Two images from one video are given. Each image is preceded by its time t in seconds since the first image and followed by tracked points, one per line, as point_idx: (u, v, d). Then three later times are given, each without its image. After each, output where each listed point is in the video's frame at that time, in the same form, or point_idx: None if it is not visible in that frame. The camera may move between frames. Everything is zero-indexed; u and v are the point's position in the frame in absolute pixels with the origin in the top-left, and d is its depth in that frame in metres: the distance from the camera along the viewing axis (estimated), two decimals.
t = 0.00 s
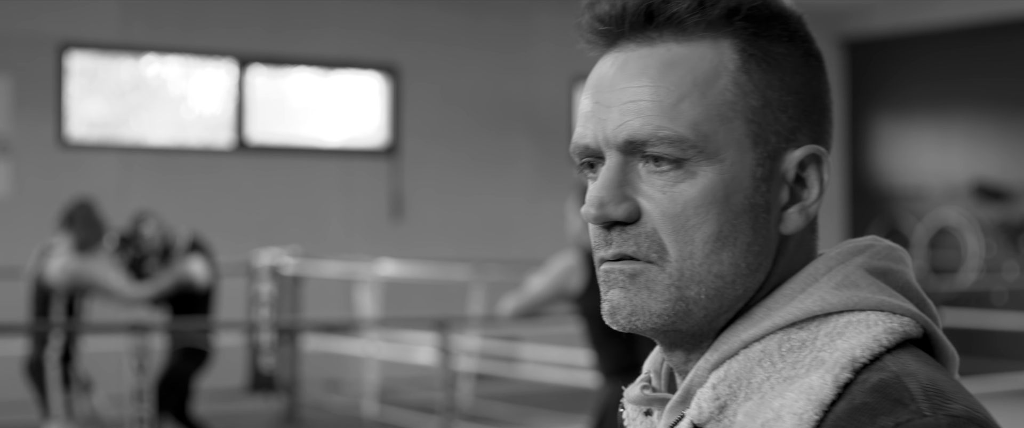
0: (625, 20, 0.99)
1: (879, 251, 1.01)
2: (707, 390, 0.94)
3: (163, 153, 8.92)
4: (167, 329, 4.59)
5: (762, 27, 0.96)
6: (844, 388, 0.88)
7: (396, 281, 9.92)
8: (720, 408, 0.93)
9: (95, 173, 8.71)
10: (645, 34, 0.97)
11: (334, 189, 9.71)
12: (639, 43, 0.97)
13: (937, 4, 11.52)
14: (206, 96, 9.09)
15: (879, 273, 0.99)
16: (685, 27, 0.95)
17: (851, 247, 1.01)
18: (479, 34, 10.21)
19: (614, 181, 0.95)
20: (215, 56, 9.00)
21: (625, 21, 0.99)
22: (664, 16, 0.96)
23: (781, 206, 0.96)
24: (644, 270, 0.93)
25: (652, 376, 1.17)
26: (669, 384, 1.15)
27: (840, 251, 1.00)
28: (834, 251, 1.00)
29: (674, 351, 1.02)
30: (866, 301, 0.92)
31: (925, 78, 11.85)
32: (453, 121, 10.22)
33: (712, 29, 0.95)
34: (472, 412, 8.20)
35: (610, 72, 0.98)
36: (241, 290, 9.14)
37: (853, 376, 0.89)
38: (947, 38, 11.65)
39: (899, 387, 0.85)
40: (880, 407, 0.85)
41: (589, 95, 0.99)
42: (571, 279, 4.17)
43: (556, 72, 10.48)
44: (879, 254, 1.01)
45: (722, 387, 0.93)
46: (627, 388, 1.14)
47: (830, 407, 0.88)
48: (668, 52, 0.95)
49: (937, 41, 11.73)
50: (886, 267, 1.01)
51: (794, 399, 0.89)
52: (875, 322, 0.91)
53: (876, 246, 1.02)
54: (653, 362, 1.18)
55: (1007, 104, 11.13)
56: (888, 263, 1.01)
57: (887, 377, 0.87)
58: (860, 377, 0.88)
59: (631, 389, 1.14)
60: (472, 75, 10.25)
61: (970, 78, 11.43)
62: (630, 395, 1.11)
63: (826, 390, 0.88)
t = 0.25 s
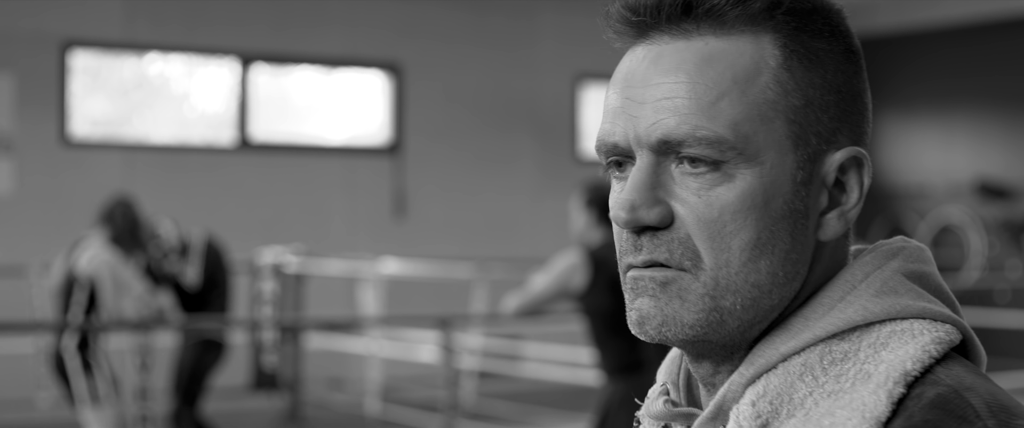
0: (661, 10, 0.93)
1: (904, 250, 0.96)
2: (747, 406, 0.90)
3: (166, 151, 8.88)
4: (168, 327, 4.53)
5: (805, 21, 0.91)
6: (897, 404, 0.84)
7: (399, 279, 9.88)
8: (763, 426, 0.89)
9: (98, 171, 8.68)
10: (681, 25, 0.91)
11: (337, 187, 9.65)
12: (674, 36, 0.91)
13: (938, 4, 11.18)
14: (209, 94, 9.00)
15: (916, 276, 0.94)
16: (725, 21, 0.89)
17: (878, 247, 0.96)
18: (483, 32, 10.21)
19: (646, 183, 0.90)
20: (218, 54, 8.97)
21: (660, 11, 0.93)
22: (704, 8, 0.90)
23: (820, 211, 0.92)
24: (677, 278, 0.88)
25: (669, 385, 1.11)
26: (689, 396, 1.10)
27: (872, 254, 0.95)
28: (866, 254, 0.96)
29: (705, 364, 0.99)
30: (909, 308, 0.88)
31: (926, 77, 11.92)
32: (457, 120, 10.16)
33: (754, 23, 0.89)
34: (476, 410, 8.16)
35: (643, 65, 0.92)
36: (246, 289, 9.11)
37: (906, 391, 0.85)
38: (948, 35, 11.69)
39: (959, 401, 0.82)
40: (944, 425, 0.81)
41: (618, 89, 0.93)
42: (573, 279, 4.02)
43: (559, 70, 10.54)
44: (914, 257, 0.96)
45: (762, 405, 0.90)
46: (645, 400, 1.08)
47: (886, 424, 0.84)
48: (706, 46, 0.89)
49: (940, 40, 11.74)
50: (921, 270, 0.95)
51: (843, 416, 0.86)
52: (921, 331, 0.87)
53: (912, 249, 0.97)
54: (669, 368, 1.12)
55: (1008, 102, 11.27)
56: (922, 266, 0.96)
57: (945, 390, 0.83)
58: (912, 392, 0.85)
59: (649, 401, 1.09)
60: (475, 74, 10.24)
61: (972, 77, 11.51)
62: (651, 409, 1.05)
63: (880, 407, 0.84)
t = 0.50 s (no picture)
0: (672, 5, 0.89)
1: (907, 250, 0.94)
2: (759, 415, 0.89)
3: (168, 149, 8.86)
4: (168, 325, 4.49)
5: (820, 18, 0.89)
6: (916, 409, 0.84)
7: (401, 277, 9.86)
8: None
9: (100, 169, 8.65)
10: (693, 21, 0.88)
11: (340, 185, 9.62)
12: (686, 32, 0.88)
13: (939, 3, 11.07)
14: (211, 92, 8.97)
15: (923, 275, 0.93)
16: (739, 18, 0.86)
17: (880, 246, 0.95)
18: (485, 30, 10.20)
19: (658, 185, 0.87)
20: (220, 53, 8.95)
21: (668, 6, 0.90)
22: (716, 5, 0.87)
23: (833, 214, 0.90)
24: (692, 283, 0.85)
25: (669, 392, 1.09)
26: (690, 403, 1.08)
27: (878, 255, 0.94)
28: (869, 255, 0.95)
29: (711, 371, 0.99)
30: (921, 309, 0.88)
31: (928, 76, 11.94)
32: (459, 118, 10.14)
33: (768, 20, 0.87)
34: (477, 408, 8.13)
35: (652, 61, 0.89)
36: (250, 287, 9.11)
37: (924, 396, 0.84)
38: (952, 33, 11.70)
39: (978, 405, 0.81)
40: None
41: (626, 87, 0.90)
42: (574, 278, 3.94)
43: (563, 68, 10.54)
44: (920, 254, 0.95)
45: (777, 414, 0.88)
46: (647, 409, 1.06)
47: None
48: (719, 42, 0.86)
49: (941, 39, 11.80)
50: (928, 268, 0.94)
51: (861, 423, 0.85)
52: (934, 332, 0.86)
53: (917, 245, 0.96)
54: (668, 375, 1.10)
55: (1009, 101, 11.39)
56: (925, 260, 0.94)
57: (964, 394, 0.82)
58: (930, 396, 0.84)
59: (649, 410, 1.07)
60: (477, 72, 10.22)
61: (973, 75, 11.58)
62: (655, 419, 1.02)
63: (899, 413, 0.83)
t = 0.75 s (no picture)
0: None
1: (874, 244, 0.97)
2: (738, 407, 0.89)
3: (171, 147, 8.88)
4: (171, 323, 4.50)
5: (803, 18, 0.91)
6: (894, 400, 0.84)
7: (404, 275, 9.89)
8: None
9: (103, 167, 8.66)
10: (677, 18, 0.88)
11: (343, 184, 9.63)
12: (670, 29, 0.89)
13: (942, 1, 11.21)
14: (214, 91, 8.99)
15: (894, 270, 0.95)
16: (723, 16, 0.87)
17: (851, 242, 0.97)
18: (487, 28, 10.26)
19: (644, 181, 0.87)
20: (223, 51, 9.00)
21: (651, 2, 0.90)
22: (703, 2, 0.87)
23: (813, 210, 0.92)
24: (677, 277, 0.86)
25: (639, 386, 1.11)
26: (661, 396, 1.09)
27: (843, 261, 0.94)
28: (840, 252, 0.96)
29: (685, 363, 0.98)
30: (894, 303, 0.88)
31: (930, 74, 11.77)
32: (462, 116, 10.18)
33: (751, 18, 0.88)
34: (480, 406, 8.16)
35: (636, 58, 0.90)
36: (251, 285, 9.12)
37: (902, 388, 0.85)
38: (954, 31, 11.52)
39: (958, 398, 0.83)
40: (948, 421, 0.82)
41: (609, 83, 0.91)
42: (579, 275, 4.04)
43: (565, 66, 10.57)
44: (886, 249, 0.96)
45: (755, 405, 0.88)
46: (617, 399, 1.07)
47: (886, 421, 0.84)
48: (705, 40, 0.87)
49: (945, 37, 11.61)
50: (897, 264, 0.96)
51: (841, 414, 0.85)
52: (907, 326, 0.87)
53: (885, 241, 0.97)
54: (638, 370, 1.12)
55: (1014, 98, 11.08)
56: (895, 254, 0.97)
57: (941, 385, 0.84)
58: (908, 388, 0.85)
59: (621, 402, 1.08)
60: (480, 70, 10.27)
61: (978, 73, 11.34)
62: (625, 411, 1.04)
63: (878, 405, 0.84)
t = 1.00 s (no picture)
0: None
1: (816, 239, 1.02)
2: (697, 390, 0.92)
3: (174, 145, 8.91)
4: (177, 320, 4.53)
5: (758, 16, 0.97)
6: (849, 382, 0.89)
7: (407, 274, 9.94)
8: (716, 409, 0.92)
9: (107, 165, 8.69)
10: (639, 16, 0.94)
11: (345, 183, 9.68)
12: (630, 26, 0.95)
13: None
14: (217, 89, 9.03)
15: (841, 261, 1.01)
16: (681, 15, 0.93)
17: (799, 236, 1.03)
18: (489, 26, 10.36)
19: (605, 170, 0.93)
20: (226, 49, 9.06)
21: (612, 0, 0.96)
22: None
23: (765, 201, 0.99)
24: (638, 262, 0.91)
25: (596, 373, 1.14)
26: (616, 383, 1.12)
27: (786, 260, 0.99)
28: (792, 245, 1.01)
29: (640, 343, 1.01)
30: (843, 293, 0.95)
31: (935, 73, 11.80)
32: (464, 114, 10.22)
33: (708, 15, 0.94)
34: (484, 404, 8.23)
35: (598, 53, 0.95)
36: (254, 283, 9.17)
37: (855, 370, 0.90)
38: (959, 29, 11.53)
39: (910, 378, 0.88)
40: (901, 400, 0.87)
41: (572, 78, 0.97)
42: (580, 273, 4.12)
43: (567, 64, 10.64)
44: (829, 242, 1.02)
45: (715, 387, 0.92)
46: (578, 387, 1.10)
47: (840, 402, 0.89)
48: (664, 35, 0.93)
49: (948, 36, 11.64)
50: (843, 256, 1.02)
51: (799, 394, 0.89)
52: (857, 313, 0.93)
53: (828, 234, 1.03)
54: (594, 358, 1.15)
55: (1015, 97, 11.13)
56: (839, 243, 1.03)
57: (892, 368, 0.89)
58: (862, 370, 0.90)
59: (580, 389, 1.10)
60: (482, 68, 10.34)
61: (980, 72, 11.36)
62: (587, 398, 1.07)
63: (835, 386, 0.89)
